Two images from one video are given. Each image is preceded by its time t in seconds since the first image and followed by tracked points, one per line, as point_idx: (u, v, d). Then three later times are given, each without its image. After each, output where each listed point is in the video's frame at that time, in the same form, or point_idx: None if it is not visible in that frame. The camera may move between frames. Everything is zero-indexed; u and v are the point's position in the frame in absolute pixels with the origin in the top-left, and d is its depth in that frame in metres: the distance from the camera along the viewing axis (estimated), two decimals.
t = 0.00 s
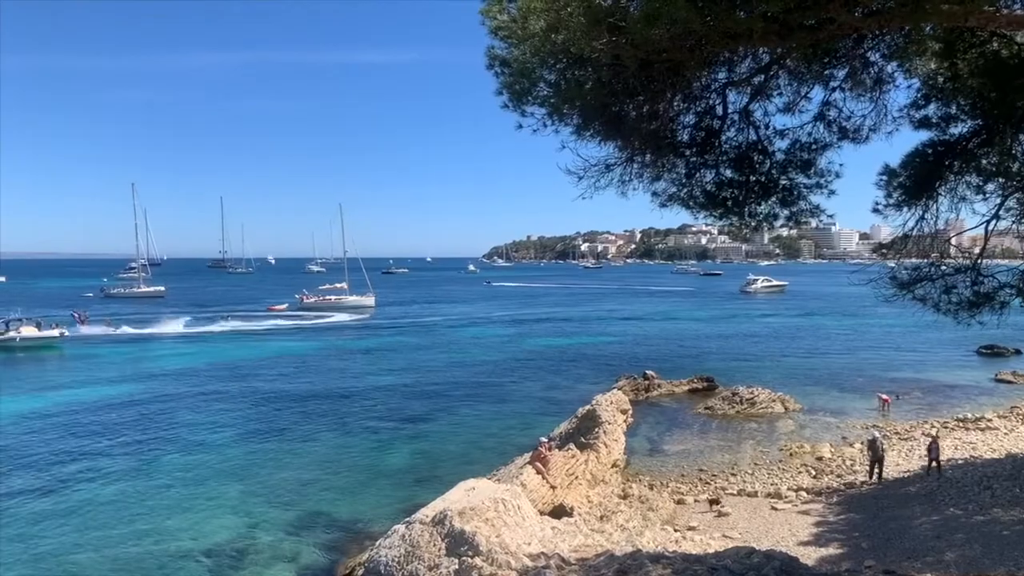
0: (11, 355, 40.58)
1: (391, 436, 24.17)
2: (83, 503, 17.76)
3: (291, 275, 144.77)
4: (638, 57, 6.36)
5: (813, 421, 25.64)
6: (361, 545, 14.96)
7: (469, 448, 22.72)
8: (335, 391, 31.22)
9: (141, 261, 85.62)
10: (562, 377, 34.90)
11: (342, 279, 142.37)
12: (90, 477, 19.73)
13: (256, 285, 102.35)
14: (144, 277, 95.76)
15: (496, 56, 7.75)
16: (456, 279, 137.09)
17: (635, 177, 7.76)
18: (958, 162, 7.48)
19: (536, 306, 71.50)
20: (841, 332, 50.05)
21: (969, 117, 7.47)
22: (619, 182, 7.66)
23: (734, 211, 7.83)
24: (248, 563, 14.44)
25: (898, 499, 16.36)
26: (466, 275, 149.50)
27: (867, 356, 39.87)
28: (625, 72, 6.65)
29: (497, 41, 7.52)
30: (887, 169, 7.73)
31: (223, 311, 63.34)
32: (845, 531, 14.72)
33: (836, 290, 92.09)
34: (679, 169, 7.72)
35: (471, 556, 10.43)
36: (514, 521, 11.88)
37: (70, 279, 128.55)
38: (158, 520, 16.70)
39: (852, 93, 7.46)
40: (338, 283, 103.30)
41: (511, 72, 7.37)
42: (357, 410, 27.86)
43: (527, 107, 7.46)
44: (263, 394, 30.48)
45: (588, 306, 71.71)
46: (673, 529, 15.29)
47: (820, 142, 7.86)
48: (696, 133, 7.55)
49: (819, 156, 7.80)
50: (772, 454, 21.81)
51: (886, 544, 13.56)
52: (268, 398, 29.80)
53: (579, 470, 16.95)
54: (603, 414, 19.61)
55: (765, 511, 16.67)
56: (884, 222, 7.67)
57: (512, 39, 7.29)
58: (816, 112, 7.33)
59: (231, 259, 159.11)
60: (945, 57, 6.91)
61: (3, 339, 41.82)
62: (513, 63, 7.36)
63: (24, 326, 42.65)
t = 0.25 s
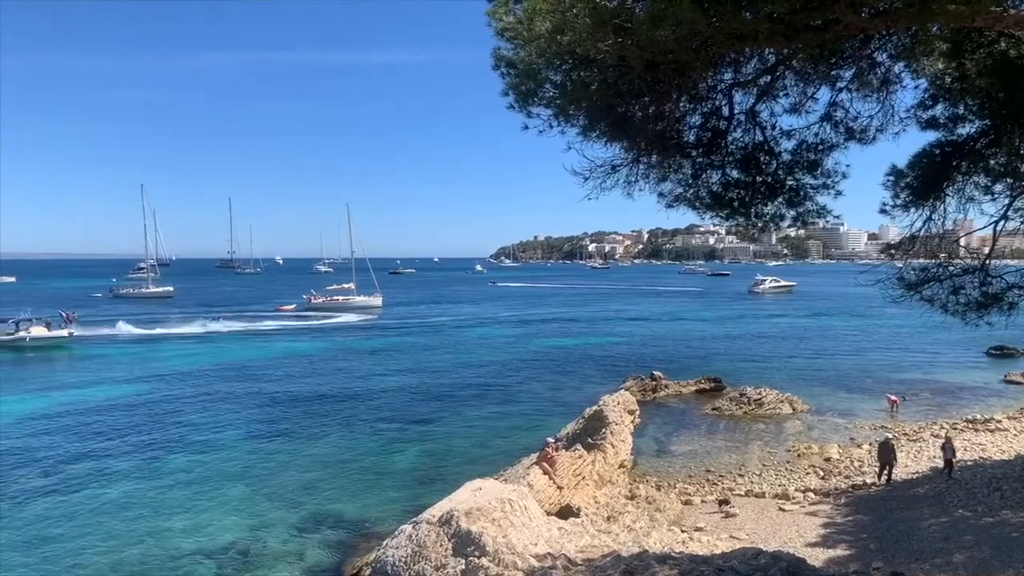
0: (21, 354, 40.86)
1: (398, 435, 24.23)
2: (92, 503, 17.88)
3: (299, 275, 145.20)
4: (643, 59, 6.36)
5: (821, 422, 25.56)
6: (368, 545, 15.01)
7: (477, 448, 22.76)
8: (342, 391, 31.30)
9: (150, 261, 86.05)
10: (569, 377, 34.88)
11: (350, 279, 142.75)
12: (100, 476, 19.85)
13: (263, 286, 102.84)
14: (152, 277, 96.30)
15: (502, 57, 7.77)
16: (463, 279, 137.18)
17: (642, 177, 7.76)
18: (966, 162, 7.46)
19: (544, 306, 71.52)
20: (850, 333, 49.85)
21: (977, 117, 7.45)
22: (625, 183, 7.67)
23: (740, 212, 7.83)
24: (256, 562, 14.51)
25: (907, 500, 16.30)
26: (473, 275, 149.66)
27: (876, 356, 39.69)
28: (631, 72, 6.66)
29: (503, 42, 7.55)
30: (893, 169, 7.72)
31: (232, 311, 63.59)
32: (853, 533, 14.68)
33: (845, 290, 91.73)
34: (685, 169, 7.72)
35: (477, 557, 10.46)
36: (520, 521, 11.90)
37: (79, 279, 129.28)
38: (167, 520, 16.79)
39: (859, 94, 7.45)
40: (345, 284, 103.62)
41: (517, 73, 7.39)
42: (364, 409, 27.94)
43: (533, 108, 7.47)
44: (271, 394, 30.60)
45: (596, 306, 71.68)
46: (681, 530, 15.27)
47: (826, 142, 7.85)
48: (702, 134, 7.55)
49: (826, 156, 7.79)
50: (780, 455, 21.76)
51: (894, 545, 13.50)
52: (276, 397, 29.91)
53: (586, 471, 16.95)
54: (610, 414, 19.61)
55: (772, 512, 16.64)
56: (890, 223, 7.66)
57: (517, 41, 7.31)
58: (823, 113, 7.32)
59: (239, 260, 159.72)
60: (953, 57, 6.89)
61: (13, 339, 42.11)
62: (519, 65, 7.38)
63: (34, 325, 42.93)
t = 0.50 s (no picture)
0: (32, 355, 41.18)
1: (406, 437, 24.28)
2: (102, 503, 18.00)
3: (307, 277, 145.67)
4: (648, 60, 6.35)
5: (829, 424, 25.46)
6: (375, 546, 15.05)
7: (484, 449, 22.78)
8: (350, 392, 31.39)
9: (160, 262, 86.53)
10: (576, 379, 34.88)
11: (359, 280, 143.13)
12: (110, 477, 19.99)
13: (272, 288, 103.22)
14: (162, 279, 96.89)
15: (507, 58, 7.79)
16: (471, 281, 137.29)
17: (647, 178, 7.76)
18: (974, 163, 7.42)
19: (551, 308, 71.51)
20: (859, 334, 49.62)
21: (984, 117, 7.42)
22: (630, 184, 7.66)
23: (746, 213, 7.81)
24: (264, 562, 14.58)
25: (916, 503, 16.21)
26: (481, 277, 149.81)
27: (886, 358, 39.50)
28: (636, 73, 6.66)
29: (508, 43, 7.55)
30: (901, 170, 7.70)
31: (241, 312, 63.87)
32: (862, 535, 14.61)
33: (854, 292, 91.30)
34: (691, 170, 7.71)
35: (484, 558, 10.46)
36: (527, 523, 11.91)
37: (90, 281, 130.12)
38: (176, 520, 16.90)
39: (866, 95, 7.43)
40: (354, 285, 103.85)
41: (522, 74, 7.40)
42: (372, 411, 28.01)
43: (538, 109, 7.48)
44: (280, 395, 30.72)
45: (603, 308, 71.64)
46: (688, 532, 15.23)
47: (833, 143, 7.83)
48: (708, 135, 7.54)
49: (832, 157, 7.77)
50: (788, 457, 21.68)
51: (903, 548, 13.43)
52: (284, 398, 30.03)
53: (593, 472, 16.93)
54: (617, 416, 19.59)
55: (780, 514, 16.58)
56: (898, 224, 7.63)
57: (522, 42, 7.31)
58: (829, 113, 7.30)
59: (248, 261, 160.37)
60: (961, 58, 6.85)
61: (25, 340, 42.44)
62: (523, 66, 7.38)
63: (45, 326, 43.25)
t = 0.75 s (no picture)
0: (41, 357, 41.42)
1: (411, 438, 24.33)
2: (109, 504, 18.07)
3: (315, 278, 146.13)
4: (650, 60, 6.34)
5: (836, 426, 25.37)
6: (381, 547, 15.07)
7: (489, 451, 22.79)
8: (356, 393, 31.46)
9: (167, 264, 86.91)
10: (582, 380, 34.85)
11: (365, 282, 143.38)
12: (117, 477, 20.09)
13: (280, 289, 103.46)
14: (170, 279, 97.41)
15: (510, 59, 7.80)
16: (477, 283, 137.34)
17: (650, 179, 7.74)
18: (980, 163, 7.39)
19: (557, 309, 71.45)
20: (867, 336, 49.39)
21: (990, 118, 7.40)
22: (634, 185, 7.65)
23: (751, 214, 7.78)
24: (271, 563, 14.62)
25: (924, 505, 16.12)
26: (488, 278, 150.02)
27: (893, 360, 39.31)
28: (638, 74, 6.65)
29: (510, 44, 7.56)
30: (906, 171, 7.67)
31: (248, 313, 64.09)
32: (869, 537, 14.53)
33: (862, 293, 90.89)
34: (694, 171, 7.69)
35: (488, 559, 10.45)
36: (531, 524, 11.89)
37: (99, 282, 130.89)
38: (182, 521, 16.97)
39: (870, 95, 7.40)
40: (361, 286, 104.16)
41: (525, 75, 7.40)
42: (378, 412, 28.05)
43: (541, 110, 7.48)
44: (286, 396, 30.82)
45: (610, 309, 71.55)
46: (694, 534, 15.18)
47: (837, 144, 7.80)
48: (712, 136, 7.52)
49: (837, 157, 7.75)
50: (795, 459, 21.60)
51: (910, 550, 13.35)
52: (291, 400, 30.10)
53: (599, 474, 16.91)
54: (623, 417, 19.56)
55: (787, 516, 16.52)
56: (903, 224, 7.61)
57: (525, 43, 7.31)
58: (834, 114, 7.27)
59: (255, 263, 160.88)
60: (965, 58, 6.82)
61: (33, 341, 42.69)
62: (526, 67, 7.39)
63: (54, 327, 43.47)
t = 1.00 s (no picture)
0: (48, 356, 41.61)
1: (417, 438, 24.34)
2: (116, 503, 18.14)
3: (321, 278, 146.50)
4: (657, 60, 6.32)
5: (843, 427, 25.27)
6: (386, 548, 15.08)
7: (495, 451, 22.79)
8: (362, 393, 31.49)
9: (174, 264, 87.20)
10: (588, 381, 34.81)
11: (371, 282, 143.58)
12: (124, 477, 20.16)
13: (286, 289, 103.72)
14: (177, 279, 97.68)
15: (517, 59, 7.80)
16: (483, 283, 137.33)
17: (657, 180, 7.72)
18: (989, 164, 7.34)
19: (563, 309, 71.43)
20: (874, 337, 49.21)
21: (999, 117, 7.35)
22: (641, 185, 7.63)
23: (758, 215, 7.75)
24: (277, 563, 14.65)
25: (932, 507, 16.03)
26: (494, 279, 150.15)
27: (901, 361, 39.15)
28: (645, 74, 6.62)
29: (516, 44, 7.56)
30: (914, 171, 7.63)
31: (254, 313, 64.23)
32: (876, 539, 14.47)
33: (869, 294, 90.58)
34: (701, 172, 7.66)
35: (494, 560, 10.45)
36: (537, 526, 11.88)
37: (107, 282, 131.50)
38: (189, 520, 17.01)
39: (878, 95, 7.36)
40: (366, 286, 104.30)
41: (531, 75, 7.39)
42: (384, 412, 28.07)
43: (547, 110, 7.47)
44: (292, 396, 30.88)
45: (615, 309, 71.49)
46: (700, 535, 15.14)
47: (845, 144, 7.76)
48: (719, 136, 7.50)
49: (844, 158, 7.71)
50: (802, 460, 21.52)
51: (918, 552, 13.28)
52: (297, 400, 30.15)
53: (605, 475, 16.88)
54: (629, 418, 19.53)
55: (793, 518, 16.45)
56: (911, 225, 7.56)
57: (531, 43, 7.30)
58: (842, 114, 7.24)
59: (262, 263, 161.31)
60: (975, 57, 6.78)
61: (41, 341, 42.89)
62: (532, 67, 7.39)
63: (61, 327, 43.68)
